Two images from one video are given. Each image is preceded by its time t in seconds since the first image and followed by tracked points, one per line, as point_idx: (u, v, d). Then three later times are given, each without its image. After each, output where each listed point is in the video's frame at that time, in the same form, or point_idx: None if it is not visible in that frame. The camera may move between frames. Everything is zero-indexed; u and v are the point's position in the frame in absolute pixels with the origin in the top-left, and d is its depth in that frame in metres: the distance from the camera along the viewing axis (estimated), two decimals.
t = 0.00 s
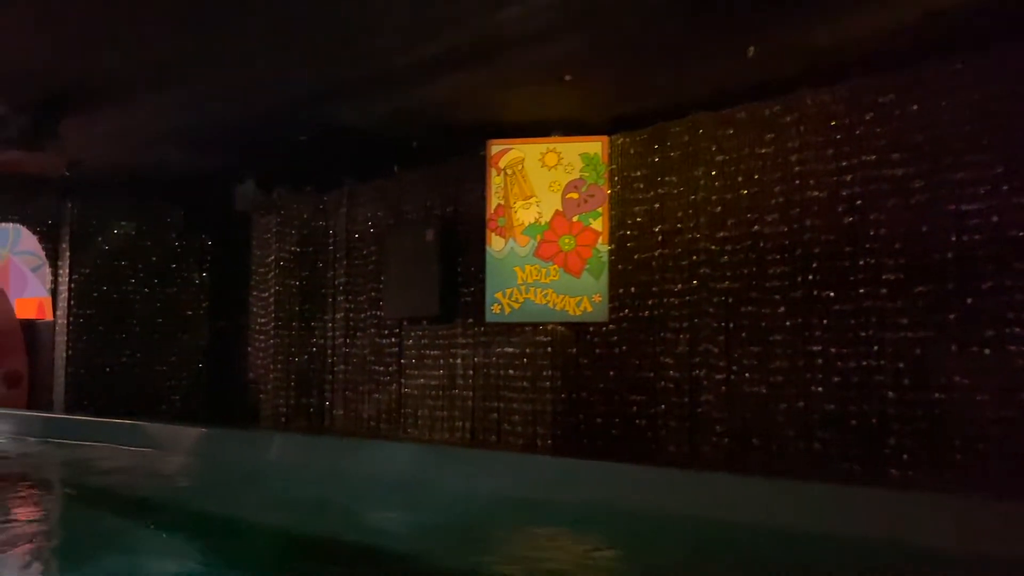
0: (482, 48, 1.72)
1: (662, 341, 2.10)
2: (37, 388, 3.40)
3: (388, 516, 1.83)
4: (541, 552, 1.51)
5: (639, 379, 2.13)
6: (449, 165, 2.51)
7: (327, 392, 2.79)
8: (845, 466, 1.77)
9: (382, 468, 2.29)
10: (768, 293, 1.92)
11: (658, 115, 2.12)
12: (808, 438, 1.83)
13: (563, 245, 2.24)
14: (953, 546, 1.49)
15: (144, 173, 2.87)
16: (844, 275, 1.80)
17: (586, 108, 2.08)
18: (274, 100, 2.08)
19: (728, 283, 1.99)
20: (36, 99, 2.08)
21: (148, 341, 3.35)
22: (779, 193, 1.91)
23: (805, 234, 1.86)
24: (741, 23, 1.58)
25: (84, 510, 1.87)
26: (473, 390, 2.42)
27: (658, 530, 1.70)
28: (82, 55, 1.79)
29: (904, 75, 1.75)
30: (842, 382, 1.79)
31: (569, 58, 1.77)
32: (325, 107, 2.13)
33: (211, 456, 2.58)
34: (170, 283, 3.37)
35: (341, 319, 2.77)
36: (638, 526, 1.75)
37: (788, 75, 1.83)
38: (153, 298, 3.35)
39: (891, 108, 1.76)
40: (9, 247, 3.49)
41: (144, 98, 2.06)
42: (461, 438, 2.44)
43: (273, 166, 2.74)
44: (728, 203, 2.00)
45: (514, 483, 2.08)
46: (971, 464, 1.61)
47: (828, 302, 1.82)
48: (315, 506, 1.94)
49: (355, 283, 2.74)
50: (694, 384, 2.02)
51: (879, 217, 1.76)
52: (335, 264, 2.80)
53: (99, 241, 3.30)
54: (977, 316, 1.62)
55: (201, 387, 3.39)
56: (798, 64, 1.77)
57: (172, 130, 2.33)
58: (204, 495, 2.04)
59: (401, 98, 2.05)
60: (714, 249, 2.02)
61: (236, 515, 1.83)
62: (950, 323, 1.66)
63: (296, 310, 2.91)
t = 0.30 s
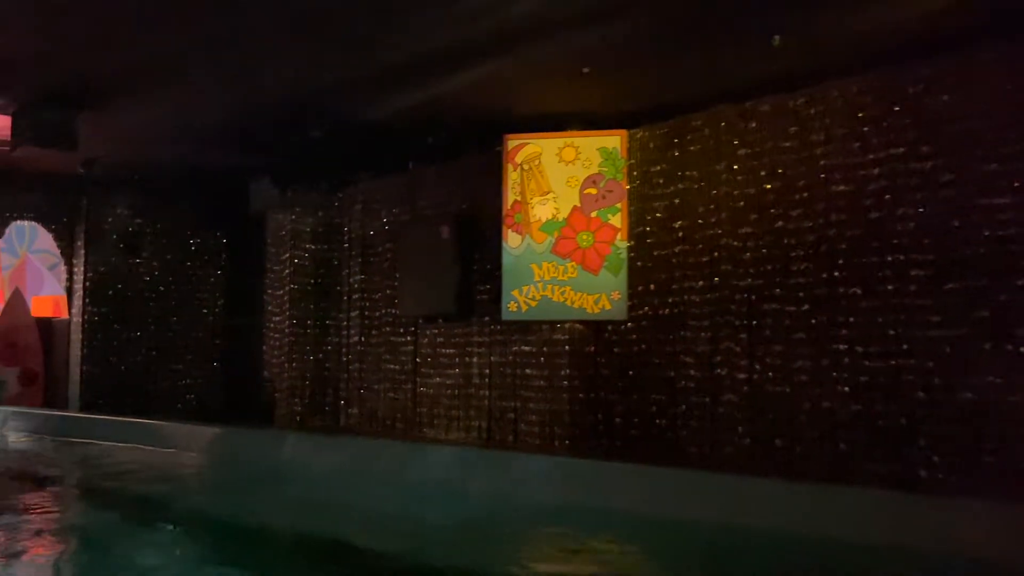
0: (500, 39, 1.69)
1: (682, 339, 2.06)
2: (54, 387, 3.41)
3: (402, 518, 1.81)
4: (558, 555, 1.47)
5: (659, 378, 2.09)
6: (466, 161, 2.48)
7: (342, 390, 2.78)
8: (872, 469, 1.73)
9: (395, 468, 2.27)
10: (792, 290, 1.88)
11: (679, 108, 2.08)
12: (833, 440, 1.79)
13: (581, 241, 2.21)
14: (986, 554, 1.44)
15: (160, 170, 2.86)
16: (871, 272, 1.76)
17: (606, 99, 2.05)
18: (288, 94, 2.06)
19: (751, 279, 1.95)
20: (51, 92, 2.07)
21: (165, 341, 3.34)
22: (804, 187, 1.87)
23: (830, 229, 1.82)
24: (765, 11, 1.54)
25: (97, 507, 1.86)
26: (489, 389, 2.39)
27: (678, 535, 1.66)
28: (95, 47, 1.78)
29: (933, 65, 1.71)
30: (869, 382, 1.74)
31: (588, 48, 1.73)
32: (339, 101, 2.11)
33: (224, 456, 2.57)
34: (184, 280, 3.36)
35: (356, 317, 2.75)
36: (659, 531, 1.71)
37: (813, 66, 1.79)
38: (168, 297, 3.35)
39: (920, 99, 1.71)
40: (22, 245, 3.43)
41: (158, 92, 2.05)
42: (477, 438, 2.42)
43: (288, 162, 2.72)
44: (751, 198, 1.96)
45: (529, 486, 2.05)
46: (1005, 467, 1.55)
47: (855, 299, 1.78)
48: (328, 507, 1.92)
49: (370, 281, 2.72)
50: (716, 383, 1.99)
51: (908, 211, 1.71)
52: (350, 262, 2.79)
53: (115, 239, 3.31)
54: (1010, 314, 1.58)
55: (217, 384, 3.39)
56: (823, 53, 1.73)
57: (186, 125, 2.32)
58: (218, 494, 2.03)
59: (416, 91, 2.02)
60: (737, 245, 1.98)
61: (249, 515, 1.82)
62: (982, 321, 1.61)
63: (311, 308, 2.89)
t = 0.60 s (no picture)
0: (518, 32, 1.65)
1: (704, 338, 2.02)
2: (69, 386, 3.40)
3: (414, 522, 1.78)
4: (574, 562, 1.44)
5: (679, 379, 2.05)
6: (482, 158, 2.45)
7: (356, 390, 2.75)
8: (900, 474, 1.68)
9: (407, 470, 2.24)
10: (817, 288, 1.83)
11: (702, 102, 2.04)
12: (859, 444, 1.74)
13: (600, 239, 2.18)
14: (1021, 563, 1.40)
15: (175, 168, 2.85)
16: (900, 269, 1.71)
17: (625, 94, 2.01)
18: (302, 90, 2.04)
19: (776, 277, 1.90)
20: (64, 89, 2.05)
21: (179, 339, 3.34)
22: (830, 182, 1.82)
23: (857, 225, 1.77)
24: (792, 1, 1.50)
25: (110, 507, 1.85)
26: (506, 389, 2.36)
27: (698, 541, 1.62)
28: (108, 43, 1.76)
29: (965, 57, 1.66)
30: (899, 383, 1.70)
31: (607, 41, 1.69)
32: (354, 96, 2.08)
33: (238, 456, 2.55)
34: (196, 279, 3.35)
35: (371, 315, 2.74)
36: (678, 536, 1.68)
37: (840, 57, 1.74)
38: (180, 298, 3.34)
39: (951, 91, 1.67)
40: (39, 243, 3.41)
41: (172, 88, 2.03)
42: (492, 439, 2.39)
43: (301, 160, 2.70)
44: (775, 193, 1.91)
45: (545, 489, 2.02)
46: None
47: (883, 297, 1.73)
48: (342, 510, 1.89)
49: (384, 279, 2.70)
50: (738, 385, 1.94)
51: (939, 207, 1.66)
52: (363, 260, 2.77)
53: (130, 237, 3.36)
54: None
55: (231, 387, 3.30)
56: (850, 44, 1.68)
57: (200, 121, 2.30)
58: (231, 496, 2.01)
59: (433, 86, 1.99)
60: (761, 242, 1.93)
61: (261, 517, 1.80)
62: (1017, 320, 1.56)
63: (325, 307, 2.87)
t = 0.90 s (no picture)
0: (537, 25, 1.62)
1: (727, 338, 1.98)
2: (85, 385, 3.40)
3: (430, 524, 1.75)
4: (594, 567, 1.41)
5: (701, 379, 2.01)
6: (499, 155, 2.42)
7: (371, 390, 2.74)
8: (931, 478, 1.64)
9: (422, 472, 2.20)
10: (844, 286, 1.79)
11: (725, 96, 2.00)
12: (888, 447, 1.70)
13: (618, 236, 2.15)
14: None
15: (189, 166, 2.83)
16: (930, 267, 1.66)
17: (646, 87, 1.96)
18: (317, 86, 2.01)
19: (801, 275, 1.86)
20: (78, 84, 2.03)
21: (194, 339, 3.35)
22: (857, 177, 1.78)
23: (886, 222, 1.73)
24: None
25: (124, 507, 1.83)
26: (522, 389, 2.34)
27: (721, 546, 1.58)
28: (123, 37, 1.73)
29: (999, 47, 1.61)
30: (929, 384, 1.65)
31: (629, 32, 1.65)
32: (371, 91, 2.05)
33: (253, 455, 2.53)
34: (211, 279, 3.37)
35: (386, 314, 2.72)
36: (699, 540, 1.64)
37: (868, 49, 1.70)
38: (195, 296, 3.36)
39: (984, 83, 1.62)
40: (55, 242, 3.46)
41: (186, 83, 2.00)
42: (509, 440, 2.36)
43: (316, 157, 2.69)
44: (800, 189, 1.87)
45: (562, 491, 1.98)
46: None
47: (913, 296, 1.68)
48: (358, 511, 1.86)
49: (400, 278, 2.68)
50: (762, 385, 1.90)
51: (973, 203, 1.61)
52: (379, 258, 2.76)
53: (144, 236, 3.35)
54: None
55: (245, 385, 3.37)
56: (880, 36, 1.63)
57: (214, 118, 2.27)
58: (246, 497, 1.98)
59: (451, 81, 1.95)
60: (785, 239, 1.89)
61: (277, 518, 1.77)
62: None
63: (340, 306, 2.85)
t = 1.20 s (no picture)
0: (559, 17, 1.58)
1: (750, 337, 1.93)
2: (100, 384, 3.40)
3: (446, 527, 1.71)
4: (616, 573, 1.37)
5: (722, 380, 1.97)
6: (515, 151, 2.39)
7: (386, 390, 2.72)
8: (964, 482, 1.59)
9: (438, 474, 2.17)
10: (872, 284, 1.74)
11: (749, 91, 1.96)
12: (919, 451, 1.66)
13: (638, 233, 2.11)
14: None
15: (203, 162, 2.81)
16: (962, 264, 1.62)
17: (666, 81, 1.93)
18: (333, 82, 1.99)
19: (827, 272, 1.82)
20: (92, 80, 2.01)
21: (207, 338, 3.33)
22: (886, 171, 1.73)
23: (916, 218, 1.68)
24: None
25: (136, 508, 1.80)
26: (539, 390, 2.30)
27: (748, 551, 1.54)
28: (137, 32, 1.71)
29: None
30: (962, 386, 1.60)
31: (652, 24, 1.61)
32: (386, 85, 2.02)
33: (268, 456, 2.51)
34: (225, 276, 3.34)
35: (401, 313, 2.70)
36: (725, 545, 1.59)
37: (898, 40, 1.65)
38: (208, 295, 3.35)
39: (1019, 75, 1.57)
40: (72, 242, 3.52)
41: (199, 77, 1.98)
42: (525, 440, 2.33)
43: (331, 155, 2.67)
44: (825, 184, 1.82)
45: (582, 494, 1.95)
46: None
47: (945, 295, 1.64)
48: (372, 514, 1.82)
49: (415, 276, 2.66)
50: (787, 386, 1.86)
51: (1007, 198, 1.57)
52: (394, 256, 2.74)
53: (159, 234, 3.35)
54: None
55: (259, 386, 3.31)
56: (911, 26, 1.59)
57: (227, 113, 2.25)
58: (258, 499, 1.95)
59: (468, 74, 1.92)
60: (810, 235, 1.85)
61: (291, 521, 1.74)
62: None
63: (355, 305, 2.83)
